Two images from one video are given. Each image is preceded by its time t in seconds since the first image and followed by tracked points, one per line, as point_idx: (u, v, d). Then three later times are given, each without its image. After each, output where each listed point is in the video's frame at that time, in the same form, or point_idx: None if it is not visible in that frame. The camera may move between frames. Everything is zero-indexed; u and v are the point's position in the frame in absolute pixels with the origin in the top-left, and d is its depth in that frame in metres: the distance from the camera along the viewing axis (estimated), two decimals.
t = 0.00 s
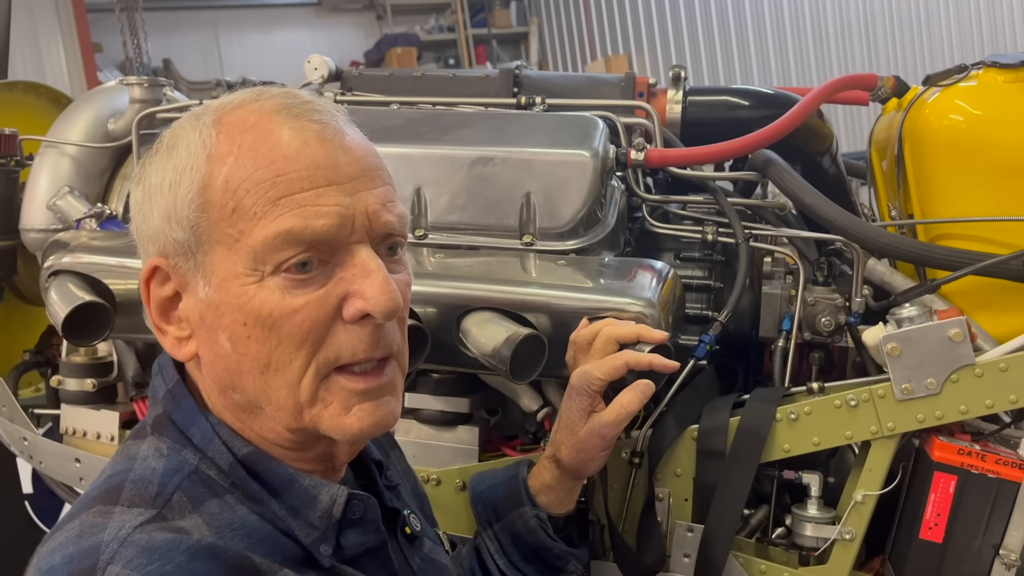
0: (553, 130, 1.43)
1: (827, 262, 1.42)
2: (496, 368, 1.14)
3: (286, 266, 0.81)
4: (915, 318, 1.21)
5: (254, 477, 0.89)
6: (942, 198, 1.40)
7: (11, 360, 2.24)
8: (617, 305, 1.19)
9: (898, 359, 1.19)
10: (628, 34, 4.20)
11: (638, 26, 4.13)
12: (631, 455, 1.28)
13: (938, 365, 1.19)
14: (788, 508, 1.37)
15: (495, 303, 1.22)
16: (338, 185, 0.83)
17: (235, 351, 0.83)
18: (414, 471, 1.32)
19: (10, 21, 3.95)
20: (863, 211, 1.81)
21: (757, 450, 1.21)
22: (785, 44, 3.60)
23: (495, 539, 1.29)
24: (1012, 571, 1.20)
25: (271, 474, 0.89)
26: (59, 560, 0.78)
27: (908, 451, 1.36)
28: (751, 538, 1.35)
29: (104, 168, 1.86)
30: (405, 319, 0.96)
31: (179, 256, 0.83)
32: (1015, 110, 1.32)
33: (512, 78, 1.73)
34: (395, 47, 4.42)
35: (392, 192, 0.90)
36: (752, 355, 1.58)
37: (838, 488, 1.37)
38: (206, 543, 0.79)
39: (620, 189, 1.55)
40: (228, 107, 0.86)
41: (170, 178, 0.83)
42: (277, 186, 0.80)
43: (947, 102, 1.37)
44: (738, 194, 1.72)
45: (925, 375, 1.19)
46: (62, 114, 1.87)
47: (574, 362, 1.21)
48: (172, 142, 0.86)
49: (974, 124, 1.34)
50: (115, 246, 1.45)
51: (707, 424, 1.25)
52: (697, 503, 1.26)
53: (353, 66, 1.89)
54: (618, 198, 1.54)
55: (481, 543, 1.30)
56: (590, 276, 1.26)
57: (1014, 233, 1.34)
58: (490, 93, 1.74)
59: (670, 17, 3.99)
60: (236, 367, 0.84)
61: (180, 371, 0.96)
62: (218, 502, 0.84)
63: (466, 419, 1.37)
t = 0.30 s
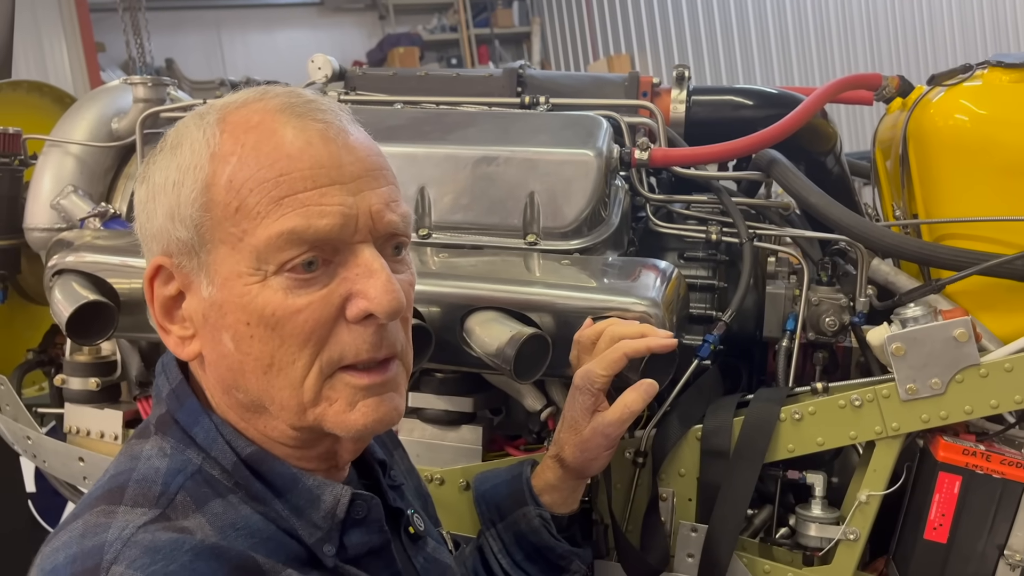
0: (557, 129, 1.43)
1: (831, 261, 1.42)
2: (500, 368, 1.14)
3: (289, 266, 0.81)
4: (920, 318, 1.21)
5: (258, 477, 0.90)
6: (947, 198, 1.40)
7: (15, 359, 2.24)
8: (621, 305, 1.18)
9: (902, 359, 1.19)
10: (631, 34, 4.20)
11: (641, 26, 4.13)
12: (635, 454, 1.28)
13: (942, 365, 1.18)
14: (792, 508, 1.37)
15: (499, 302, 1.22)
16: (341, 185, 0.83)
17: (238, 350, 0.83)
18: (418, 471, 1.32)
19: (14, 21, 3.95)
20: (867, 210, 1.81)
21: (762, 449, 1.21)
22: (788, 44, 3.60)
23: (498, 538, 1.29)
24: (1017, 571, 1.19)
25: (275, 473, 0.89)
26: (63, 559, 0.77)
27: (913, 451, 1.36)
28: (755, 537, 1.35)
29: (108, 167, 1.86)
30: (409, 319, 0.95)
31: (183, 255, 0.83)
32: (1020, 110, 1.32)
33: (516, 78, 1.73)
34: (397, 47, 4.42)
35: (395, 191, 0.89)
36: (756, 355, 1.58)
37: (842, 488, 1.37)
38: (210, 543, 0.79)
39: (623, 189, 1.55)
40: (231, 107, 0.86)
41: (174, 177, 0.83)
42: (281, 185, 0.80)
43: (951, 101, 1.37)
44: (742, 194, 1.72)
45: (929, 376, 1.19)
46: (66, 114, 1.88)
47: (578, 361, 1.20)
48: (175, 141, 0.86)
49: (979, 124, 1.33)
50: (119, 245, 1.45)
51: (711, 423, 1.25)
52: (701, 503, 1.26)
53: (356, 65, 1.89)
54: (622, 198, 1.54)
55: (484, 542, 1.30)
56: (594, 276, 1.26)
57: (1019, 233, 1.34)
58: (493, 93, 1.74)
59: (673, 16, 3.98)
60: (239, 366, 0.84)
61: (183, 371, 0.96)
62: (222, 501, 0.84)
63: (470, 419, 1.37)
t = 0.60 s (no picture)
0: (560, 128, 1.43)
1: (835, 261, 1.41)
2: (504, 367, 1.14)
3: (278, 261, 0.81)
4: (924, 318, 1.21)
5: (260, 475, 0.90)
6: (951, 197, 1.39)
7: (18, 358, 2.24)
8: (625, 304, 1.18)
9: (907, 359, 1.19)
10: (634, 34, 4.20)
11: (643, 26, 4.13)
12: (638, 454, 1.28)
13: (947, 364, 1.18)
14: (796, 508, 1.37)
15: (502, 301, 1.22)
16: (332, 182, 0.82)
17: (230, 344, 0.83)
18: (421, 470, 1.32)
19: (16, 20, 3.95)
20: (871, 210, 1.81)
21: (765, 449, 1.21)
22: (791, 44, 3.59)
23: (501, 537, 1.29)
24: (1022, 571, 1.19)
25: (276, 472, 0.89)
26: (65, 555, 0.77)
27: (916, 451, 1.35)
28: (759, 538, 1.35)
29: (111, 165, 1.87)
30: (409, 319, 0.94)
31: (181, 249, 0.84)
32: None
33: (519, 77, 1.73)
34: (399, 47, 4.42)
35: (392, 189, 0.88)
36: (759, 355, 1.58)
37: (845, 488, 1.37)
38: (212, 539, 0.79)
39: (627, 188, 1.54)
40: (232, 103, 0.86)
41: (173, 172, 0.83)
42: (271, 180, 0.80)
43: (956, 100, 1.37)
44: (745, 193, 1.72)
45: (934, 375, 1.18)
46: (69, 113, 1.88)
47: (581, 360, 1.20)
48: (178, 136, 0.87)
49: (983, 123, 1.33)
50: (122, 243, 1.45)
51: (715, 423, 1.24)
52: (704, 503, 1.26)
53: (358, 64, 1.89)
54: (625, 197, 1.53)
55: (487, 542, 1.30)
56: (597, 275, 1.25)
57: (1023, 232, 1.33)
58: (496, 92, 1.74)
59: (675, 16, 3.98)
60: (231, 361, 0.84)
61: (186, 367, 0.96)
62: (223, 499, 0.84)
63: (473, 418, 1.37)
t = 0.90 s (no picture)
0: (564, 130, 1.43)
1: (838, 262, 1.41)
2: (507, 368, 1.14)
3: (277, 265, 0.81)
4: (928, 319, 1.21)
5: (260, 475, 0.90)
6: (955, 198, 1.39)
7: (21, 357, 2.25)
8: (628, 305, 1.18)
9: (910, 360, 1.19)
10: (636, 35, 4.19)
11: (646, 27, 4.13)
12: (642, 455, 1.28)
13: (951, 366, 1.18)
14: (799, 509, 1.36)
15: (506, 302, 1.22)
16: (333, 188, 0.82)
17: (230, 345, 0.84)
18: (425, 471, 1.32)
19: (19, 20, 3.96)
20: (874, 211, 1.81)
21: (769, 450, 1.21)
22: (794, 44, 3.59)
23: (504, 539, 1.29)
24: None
25: (277, 472, 0.89)
26: (66, 553, 0.77)
27: (920, 453, 1.35)
28: (762, 539, 1.34)
29: (115, 166, 1.87)
30: (412, 326, 0.94)
31: (186, 249, 0.84)
32: None
33: (522, 78, 1.73)
34: (402, 47, 4.42)
35: (395, 196, 0.88)
36: (762, 357, 1.58)
37: (848, 490, 1.37)
38: (212, 538, 0.79)
39: (630, 189, 1.54)
40: (242, 105, 0.86)
41: (181, 172, 0.84)
42: (273, 185, 0.80)
43: (960, 102, 1.37)
44: (749, 195, 1.72)
45: (937, 377, 1.18)
46: (73, 114, 1.88)
47: (585, 361, 1.20)
48: (189, 136, 0.87)
49: (987, 125, 1.33)
50: (126, 244, 1.45)
51: (718, 424, 1.24)
52: (708, 504, 1.26)
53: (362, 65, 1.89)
54: (629, 198, 1.54)
55: (490, 543, 1.30)
56: (601, 277, 1.25)
57: None
58: (500, 93, 1.74)
59: (678, 16, 3.98)
60: (230, 363, 0.84)
61: (191, 367, 0.96)
62: (224, 499, 0.84)
63: (476, 419, 1.37)
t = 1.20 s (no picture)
0: (568, 129, 1.43)
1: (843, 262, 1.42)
2: (511, 367, 1.14)
3: (281, 262, 0.81)
4: (933, 318, 1.20)
5: (263, 476, 0.90)
6: (959, 198, 1.39)
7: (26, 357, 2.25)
8: (633, 305, 1.18)
9: (915, 359, 1.19)
10: (639, 34, 4.19)
11: (648, 27, 4.13)
12: (646, 455, 1.28)
13: (956, 365, 1.18)
14: (803, 509, 1.36)
15: (510, 302, 1.22)
16: (337, 185, 0.82)
17: (234, 344, 0.84)
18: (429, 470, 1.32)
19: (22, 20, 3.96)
20: (878, 210, 1.81)
21: (773, 449, 1.21)
22: (796, 43, 3.58)
23: (508, 538, 1.29)
24: None
25: (280, 472, 0.89)
26: (69, 552, 0.77)
27: (925, 452, 1.35)
28: (766, 539, 1.34)
29: (119, 165, 1.87)
30: (414, 324, 0.94)
31: (190, 248, 0.84)
32: None
33: (526, 77, 1.73)
34: (404, 47, 4.42)
35: (399, 194, 0.88)
36: (767, 356, 1.57)
37: (852, 489, 1.37)
38: (215, 538, 0.79)
39: (634, 189, 1.54)
40: (245, 103, 0.87)
41: (184, 170, 0.84)
42: (277, 182, 0.80)
43: (964, 101, 1.36)
44: (753, 194, 1.72)
45: (942, 377, 1.18)
46: (77, 113, 1.88)
47: (589, 361, 1.20)
48: (192, 135, 0.87)
49: (992, 124, 1.33)
50: (130, 243, 1.45)
51: (723, 424, 1.24)
52: (712, 504, 1.26)
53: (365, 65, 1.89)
54: (633, 198, 1.54)
55: (494, 542, 1.29)
56: (605, 276, 1.25)
57: None
58: (504, 92, 1.74)
59: (680, 16, 3.98)
60: (235, 361, 0.84)
61: (195, 366, 0.96)
62: (227, 499, 0.84)
63: (480, 419, 1.37)
